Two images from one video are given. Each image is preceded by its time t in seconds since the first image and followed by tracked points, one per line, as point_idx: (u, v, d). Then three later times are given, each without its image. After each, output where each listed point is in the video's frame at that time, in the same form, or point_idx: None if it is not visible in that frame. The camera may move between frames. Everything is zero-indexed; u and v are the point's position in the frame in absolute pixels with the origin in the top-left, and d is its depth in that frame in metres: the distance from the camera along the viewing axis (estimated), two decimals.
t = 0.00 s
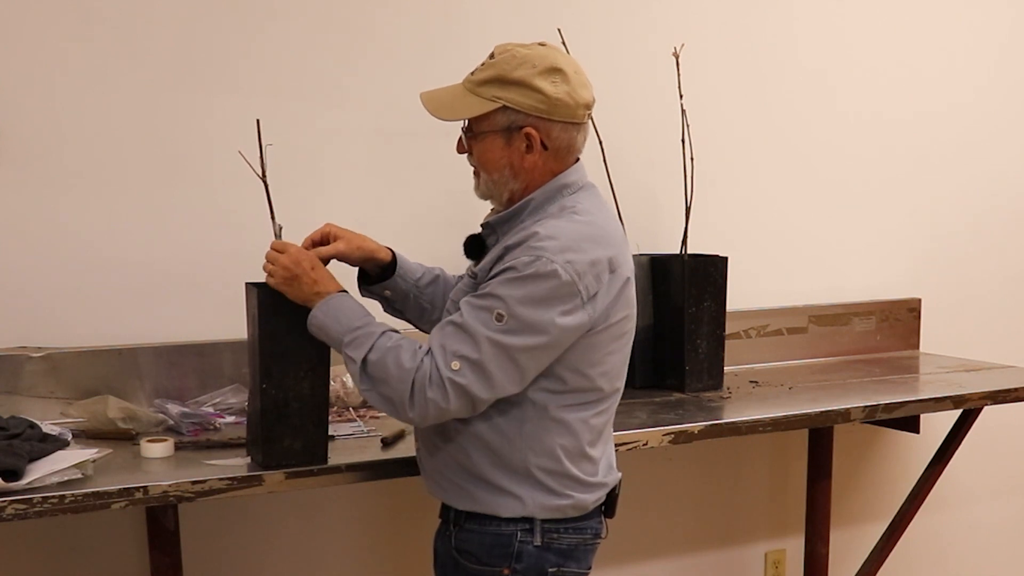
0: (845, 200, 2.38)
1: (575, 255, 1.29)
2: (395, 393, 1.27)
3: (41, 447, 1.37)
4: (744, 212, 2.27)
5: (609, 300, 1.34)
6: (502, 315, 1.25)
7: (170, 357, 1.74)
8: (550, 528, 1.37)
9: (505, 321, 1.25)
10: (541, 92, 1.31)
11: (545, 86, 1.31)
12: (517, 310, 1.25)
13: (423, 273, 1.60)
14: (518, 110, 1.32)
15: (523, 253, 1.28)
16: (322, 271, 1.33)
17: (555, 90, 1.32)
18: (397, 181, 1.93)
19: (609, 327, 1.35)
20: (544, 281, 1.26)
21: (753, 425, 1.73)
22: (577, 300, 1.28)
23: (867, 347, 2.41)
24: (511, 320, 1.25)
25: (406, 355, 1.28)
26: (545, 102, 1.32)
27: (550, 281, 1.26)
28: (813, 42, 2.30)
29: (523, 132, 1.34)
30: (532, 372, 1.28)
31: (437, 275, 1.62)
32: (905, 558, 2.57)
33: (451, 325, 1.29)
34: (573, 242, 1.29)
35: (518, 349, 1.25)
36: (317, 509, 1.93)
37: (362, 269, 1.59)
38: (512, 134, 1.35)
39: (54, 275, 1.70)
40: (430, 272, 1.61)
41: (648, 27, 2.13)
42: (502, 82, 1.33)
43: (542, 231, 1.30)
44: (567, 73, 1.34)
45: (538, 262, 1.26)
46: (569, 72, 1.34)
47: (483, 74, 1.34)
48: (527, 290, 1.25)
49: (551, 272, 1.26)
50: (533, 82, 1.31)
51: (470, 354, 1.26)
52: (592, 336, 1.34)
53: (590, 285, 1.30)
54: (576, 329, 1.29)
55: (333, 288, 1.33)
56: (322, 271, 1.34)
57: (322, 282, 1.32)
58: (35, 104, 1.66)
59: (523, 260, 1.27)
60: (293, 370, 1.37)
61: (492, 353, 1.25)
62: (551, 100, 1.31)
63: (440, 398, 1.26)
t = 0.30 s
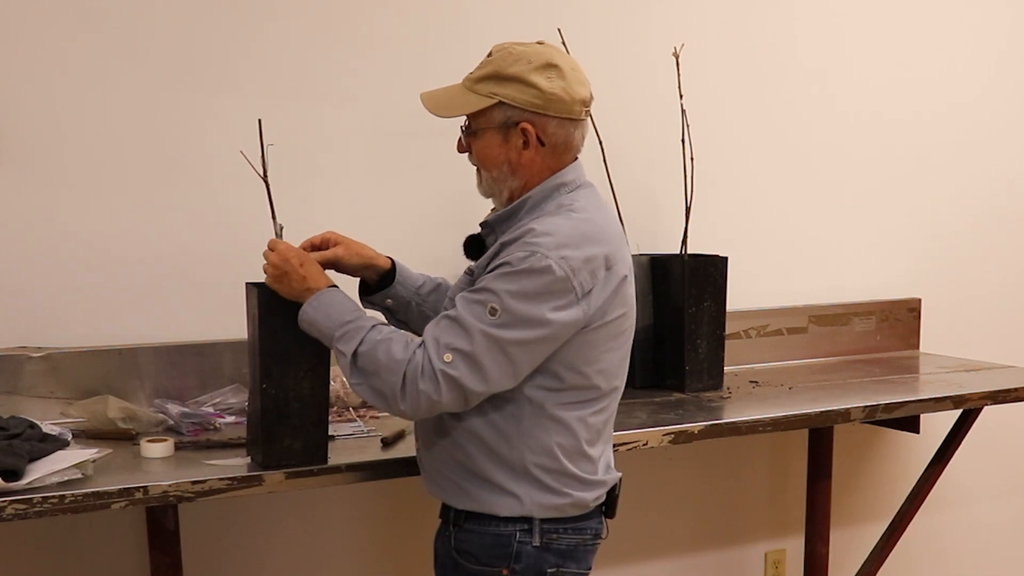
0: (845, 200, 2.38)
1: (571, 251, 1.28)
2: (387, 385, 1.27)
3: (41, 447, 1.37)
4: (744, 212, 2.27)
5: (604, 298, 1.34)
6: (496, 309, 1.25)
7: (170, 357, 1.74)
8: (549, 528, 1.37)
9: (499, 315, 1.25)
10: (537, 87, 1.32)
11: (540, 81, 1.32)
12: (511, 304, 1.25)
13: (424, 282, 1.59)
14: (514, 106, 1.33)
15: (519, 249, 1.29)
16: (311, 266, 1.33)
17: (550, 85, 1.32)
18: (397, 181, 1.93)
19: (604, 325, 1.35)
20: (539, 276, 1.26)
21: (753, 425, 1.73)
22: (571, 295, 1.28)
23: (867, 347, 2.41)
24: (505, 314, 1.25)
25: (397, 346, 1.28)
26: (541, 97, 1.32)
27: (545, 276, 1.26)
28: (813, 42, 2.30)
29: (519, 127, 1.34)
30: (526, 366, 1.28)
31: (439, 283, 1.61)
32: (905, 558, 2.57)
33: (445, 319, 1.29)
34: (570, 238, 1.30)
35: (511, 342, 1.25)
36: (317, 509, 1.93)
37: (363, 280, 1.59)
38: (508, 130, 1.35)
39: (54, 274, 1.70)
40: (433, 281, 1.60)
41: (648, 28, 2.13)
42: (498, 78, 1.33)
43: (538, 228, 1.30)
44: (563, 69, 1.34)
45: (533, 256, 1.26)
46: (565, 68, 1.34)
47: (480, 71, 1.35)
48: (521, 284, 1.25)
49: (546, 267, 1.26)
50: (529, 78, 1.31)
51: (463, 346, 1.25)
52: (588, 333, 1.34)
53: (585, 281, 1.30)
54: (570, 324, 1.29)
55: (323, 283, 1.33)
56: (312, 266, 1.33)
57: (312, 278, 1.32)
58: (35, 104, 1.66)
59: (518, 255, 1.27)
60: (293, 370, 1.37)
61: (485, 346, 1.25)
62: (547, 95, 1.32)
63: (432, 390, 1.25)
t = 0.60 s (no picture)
0: (845, 200, 2.38)
1: (569, 250, 1.28)
2: (386, 386, 1.27)
3: (41, 447, 1.37)
4: (744, 212, 2.27)
5: (603, 296, 1.33)
6: (495, 308, 1.25)
7: (170, 357, 1.74)
8: (548, 528, 1.37)
9: (498, 314, 1.25)
10: (536, 85, 1.32)
11: (538, 79, 1.32)
12: (510, 303, 1.25)
13: (424, 287, 1.59)
14: (513, 103, 1.33)
15: (518, 248, 1.29)
16: (311, 269, 1.32)
17: (548, 83, 1.32)
18: (397, 181, 1.92)
19: (603, 323, 1.35)
20: (538, 275, 1.26)
21: (753, 425, 1.73)
22: (569, 294, 1.28)
23: (867, 346, 2.41)
24: (504, 313, 1.25)
25: (397, 346, 1.28)
26: (539, 95, 1.32)
27: (543, 275, 1.26)
28: (813, 42, 2.31)
29: (518, 125, 1.34)
30: (525, 365, 1.28)
31: (439, 289, 1.61)
32: (905, 558, 2.57)
33: (444, 318, 1.29)
34: (568, 238, 1.29)
35: (511, 341, 1.25)
36: (317, 509, 1.93)
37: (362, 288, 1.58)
38: (507, 128, 1.35)
39: (54, 275, 1.70)
40: (433, 286, 1.60)
41: (648, 28, 2.13)
42: (497, 76, 1.34)
43: (537, 227, 1.30)
44: (563, 67, 1.34)
45: (531, 255, 1.26)
46: (563, 66, 1.34)
47: (480, 69, 1.36)
48: (520, 283, 1.25)
49: (544, 266, 1.26)
50: (527, 75, 1.32)
51: (462, 345, 1.25)
52: (587, 332, 1.34)
53: (584, 280, 1.30)
54: (569, 323, 1.28)
55: (322, 286, 1.32)
56: (312, 269, 1.33)
57: (312, 281, 1.32)
58: (35, 104, 1.66)
59: (517, 254, 1.27)
60: (293, 370, 1.37)
61: (484, 345, 1.25)
62: (545, 92, 1.32)
63: (432, 389, 1.25)
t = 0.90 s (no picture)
0: (844, 200, 2.38)
1: (568, 249, 1.28)
2: (387, 386, 1.27)
3: (41, 447, 1.37)
4: (744, 212, 2.27)
5: (602, 295, 1.33)
6: (494, 307, 1.25)
7: (170, 357, 1.74)
8: (547, 528, 1.37)
9: (497, 313, 1.25)
10: (535, 84, 1.32)
11: (537, 78, 1.32)
12: (509, 302, 1.25)
13: (428, 291, 1.59)
14: (512, 102, 1.33)
15: (516, 247, 1.29)
16: (310, 269, 1.33)
17: (547, 82, 1.32)
18: (397, 181, 1.93)
19: (602, 323, 1.35)
20: (536, 274, 1.26)
21: (753, 425, 1.73)
22: (568, 293, 1.28)
23: (867, 346, 2.41)
24: (503, 312, 1.25)
25: (397, 346, 1.28)
26: (538, 94, 1.32)
27: (542, 274, 1.26)
28: (813, 42, 2.31)
29: (516, 124, 1.34)
30: (524, 364, 1.28)
31: (442, 292, 1.61)
32: (905, 558, 2.57)
33: (444, 318, 1.29)
34: (567, 237, 1.29)
35: (510, 340, 1.25)
36: (317, 509, 1.93)
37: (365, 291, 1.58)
38: (506, 127, 1.35)
39: (54, 274, 1.70)
40: (436, 290, 1.60)
41: (648, 27, 2.13)
42: (496, 75, 1.34)
43: (535, 226, 1.30)
44: (562, 67, 1.34)
45: (530, 255, 1.26)
46: (563, 66, 1.35)
47: (479, 68, 1.36)
48: (519, 282, 1.25)
49: (542, 265, 1.26)
50: (527, 74, 1.32)
51: (462, 345, 1.26)
52: (586, 331, 1.34)
53: (582, 279, 1.30)
54: (568, 322, 1.29)
55: (321, 287, 1.32)
56: (312, 269, 1.33)
57: (309, 281, 1.32)
58: (36, 105, 1.66)
59: (516, 254, 1.27)
60: (293, 370, 1.37)
61: (483, 345, 1.25)
62: (543, 92, 1.32)
63: (432, 388, 1.25)
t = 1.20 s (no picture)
0: (844, 200, 2.38)
1: (565, 245, 1.29)
2: (387, 384, 1.26)
3: (41, 447, 1.37)
4: (744, 212, 2.27)
5: (599, 292, 1.34)
6: (493, 304, 1.25)
7: (170, 357, 1.74)
8: (547, 528, 1.37)
9: (495, 310, 1.25)
10: (532, 82, 1.32)
11: (534, 76, 1.32)
12: (507, 299, 1.25)
13: (414, 288, 1.59)
14: (508, 101, 1.33)
15: (513, 245, 1.29)
16: (312, 269, 1.32)
17: (544, 81, 1.33)
18: (397, 181, 1.93)
19: (600, 320, 1.35)
20: (534, 270, 1.26)
21: (753, 425, 1.73)
22: (565, 290, 1.29)
23: (867, 346, 2.41)
24: (502, 309, 1.25)
25: (398, 344, 1.28)
26: (535, 92, 1.33)
27: (540, 270, 1.26)
28: (814, 42, 2.31)
29: (513, 122, 1.34)
30: (524, 361, 1.28)
31: (429, 290, 1.61)
32: (905, 558, 2.57)
33: (443, 316, 1.29)
34: (564, 233, 1.30)
35: (509, 337, 1.25)
36: (317, 509, 1.93)
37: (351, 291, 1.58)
38: (502, 125, 1.35)
39: (53, 274, 1.70)
40: (422, 288, 1.60)
41: (648, 27, 2.13)
42: (493, 74, 1.34)
43: (532, 224, 1.30)
44: (558, 67, 1.35)
45: (527, 251, 1.26)
46: (559, 66, 1.35)
47: (476, 68, 1.37)
48: (517, 279, 1.25)
49: (540, 262, 1.26)
50: (524, 73, 1.32)
51: (462, 342, 1.25)
52: (584, 328, 1.34)
53: (580, 275, 1.30)
54: (566, 318, 1.29)
55: (321, 286, 1.32)
56: (312, 270, 1.33)
57: (310, 280, 1.31)
58: (36, 105, 1.66)
59: (513, 251, 1.27)
60: (293, 370, 1.37)
61: (483, 341, 1.25)
62: (541, 90, 1.32)
63: (433, 386, 1.25)
